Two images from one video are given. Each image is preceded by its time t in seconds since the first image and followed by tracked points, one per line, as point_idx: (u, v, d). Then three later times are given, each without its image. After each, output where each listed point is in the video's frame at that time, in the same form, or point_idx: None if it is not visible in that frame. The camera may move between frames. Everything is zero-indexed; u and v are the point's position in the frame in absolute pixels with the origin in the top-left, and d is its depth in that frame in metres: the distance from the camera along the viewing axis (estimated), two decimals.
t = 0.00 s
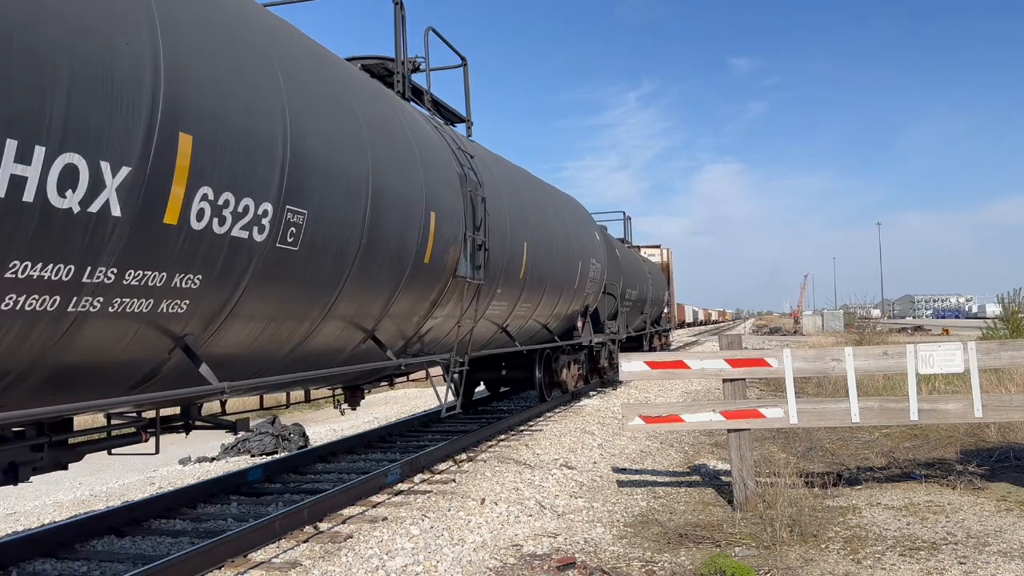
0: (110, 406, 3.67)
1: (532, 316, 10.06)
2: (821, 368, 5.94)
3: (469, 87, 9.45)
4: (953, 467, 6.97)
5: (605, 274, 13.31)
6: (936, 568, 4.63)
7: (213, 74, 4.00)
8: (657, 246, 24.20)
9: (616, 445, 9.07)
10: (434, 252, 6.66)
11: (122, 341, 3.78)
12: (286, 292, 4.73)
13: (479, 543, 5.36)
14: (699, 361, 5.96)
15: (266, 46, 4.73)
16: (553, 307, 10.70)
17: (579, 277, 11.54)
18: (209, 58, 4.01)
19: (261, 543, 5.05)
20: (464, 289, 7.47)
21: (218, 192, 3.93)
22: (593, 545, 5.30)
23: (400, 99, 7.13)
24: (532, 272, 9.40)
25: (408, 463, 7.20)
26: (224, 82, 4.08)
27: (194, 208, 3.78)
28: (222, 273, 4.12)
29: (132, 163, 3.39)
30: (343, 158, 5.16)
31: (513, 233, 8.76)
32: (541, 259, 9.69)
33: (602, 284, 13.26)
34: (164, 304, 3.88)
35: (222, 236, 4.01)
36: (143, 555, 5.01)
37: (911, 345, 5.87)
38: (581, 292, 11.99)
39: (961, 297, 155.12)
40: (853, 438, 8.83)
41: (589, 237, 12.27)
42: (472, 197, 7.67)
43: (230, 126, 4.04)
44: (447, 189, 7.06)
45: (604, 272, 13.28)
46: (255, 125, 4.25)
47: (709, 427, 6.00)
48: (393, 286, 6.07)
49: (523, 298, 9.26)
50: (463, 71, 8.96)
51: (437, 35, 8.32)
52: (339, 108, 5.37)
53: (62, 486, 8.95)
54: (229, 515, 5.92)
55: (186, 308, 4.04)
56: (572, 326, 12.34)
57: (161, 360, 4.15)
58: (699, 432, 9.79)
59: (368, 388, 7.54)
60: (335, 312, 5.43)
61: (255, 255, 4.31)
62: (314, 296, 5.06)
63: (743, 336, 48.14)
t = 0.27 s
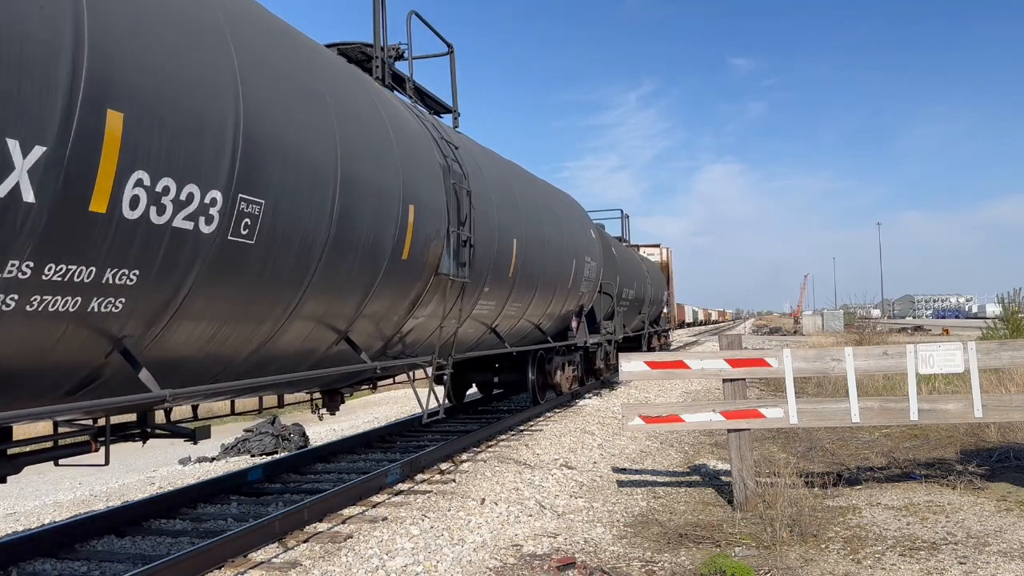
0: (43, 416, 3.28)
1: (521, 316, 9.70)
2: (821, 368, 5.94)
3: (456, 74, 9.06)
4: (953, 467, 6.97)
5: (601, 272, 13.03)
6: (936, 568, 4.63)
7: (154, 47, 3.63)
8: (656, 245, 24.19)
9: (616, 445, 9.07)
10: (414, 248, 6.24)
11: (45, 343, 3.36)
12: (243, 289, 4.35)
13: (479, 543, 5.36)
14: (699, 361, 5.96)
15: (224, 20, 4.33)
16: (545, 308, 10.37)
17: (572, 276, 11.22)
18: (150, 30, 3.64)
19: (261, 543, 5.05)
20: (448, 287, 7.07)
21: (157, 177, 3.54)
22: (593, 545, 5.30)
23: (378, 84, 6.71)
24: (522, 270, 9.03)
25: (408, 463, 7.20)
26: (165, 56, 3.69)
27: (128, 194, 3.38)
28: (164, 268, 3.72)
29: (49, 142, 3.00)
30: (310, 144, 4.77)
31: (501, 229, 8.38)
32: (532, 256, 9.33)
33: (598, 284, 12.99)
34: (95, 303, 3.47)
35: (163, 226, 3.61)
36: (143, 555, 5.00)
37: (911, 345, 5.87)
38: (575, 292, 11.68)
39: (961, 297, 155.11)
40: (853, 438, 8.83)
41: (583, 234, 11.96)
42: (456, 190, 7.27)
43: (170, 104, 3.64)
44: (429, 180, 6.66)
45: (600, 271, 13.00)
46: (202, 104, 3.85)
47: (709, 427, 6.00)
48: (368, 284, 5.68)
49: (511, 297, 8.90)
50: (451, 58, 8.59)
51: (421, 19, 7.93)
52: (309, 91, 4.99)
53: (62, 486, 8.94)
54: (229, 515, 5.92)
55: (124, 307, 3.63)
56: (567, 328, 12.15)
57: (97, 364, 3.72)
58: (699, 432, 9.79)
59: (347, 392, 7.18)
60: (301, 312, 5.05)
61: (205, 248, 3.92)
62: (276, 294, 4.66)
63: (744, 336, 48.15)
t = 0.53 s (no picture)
0: None
1: (511, 316, 9.35)
2: (821, 368, 5.94)
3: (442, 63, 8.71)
4: (953, 467, 6.97)
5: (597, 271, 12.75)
6: (936, 568, 4.63)
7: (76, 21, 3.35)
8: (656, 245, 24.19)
9: (616, 445, 9.07)
10: (389, 242, 5.94)
11: None
12: (188, 285, 4.06)
13: (479, 543, 5.36)
14: (699, 361, 5.96)
15: None
16: (537, 307, 10.02)
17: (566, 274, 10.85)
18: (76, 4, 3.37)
19: (261, 543, 5.05)
20: (428, 285, 6.76)
21: (76, 160, 3.26)
22: (593, 545, 5.30)
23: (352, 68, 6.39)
24: (511, 268, 8.68)
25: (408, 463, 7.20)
26: (92, 29, 3.43)
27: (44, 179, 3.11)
28: (92, 260, 3.43)
29: None
30: (266, 129, 4.49)
31: (487, 224, 8.04)
32: (522, 253, 8.97)
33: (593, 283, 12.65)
34: (11, 300, 3.20)
35: (87, 216, 3.33)
36: (143, 555, 5.00)
37: (911, 345, 5.87)
38: (569, 292, 11.33)
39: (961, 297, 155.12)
40: (853, 438, 8.83)
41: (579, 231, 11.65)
42: (437, 182, 6.94)
43: (97, 82, 3.38)
44: (406, 170, 6.34)
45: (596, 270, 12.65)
46: (134, 81, 3.56)
47: (709, 427, 6.01)
48: (337, 280, 5.38)
49: (499, 296, 8.56)
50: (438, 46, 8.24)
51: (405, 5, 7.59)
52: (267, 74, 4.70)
53: (62, 486, 8.94)
54: (229, 515, 5.92)
55: (45, 303, 3.36)
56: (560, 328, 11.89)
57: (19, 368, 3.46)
58: (699, 432, 9.79)
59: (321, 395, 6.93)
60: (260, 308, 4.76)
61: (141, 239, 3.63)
62: (228, 289, 4.37)
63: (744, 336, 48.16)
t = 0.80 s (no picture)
0: None
1: (500, 315, 8.89)
2: (821, 368, 5.94)
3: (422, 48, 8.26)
4: (953, 467, 6.97)
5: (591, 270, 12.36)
6: (936, 568, 4.63)
7: None
8: (655, 243, 24.19)
9: (616, 445, 9.07)
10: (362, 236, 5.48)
11: None
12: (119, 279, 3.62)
13: (479, 543, 5.36)
14: (699, 361, 5.96)
15: None
16: (528, 306, 9.55)
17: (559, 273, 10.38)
18: None
19: (261, 543, 5.05)
20: (407, 282, 6.28)
21: None
22: (593, 545, 5.30)
23: (322, 50, 5.95)
24: (500, 265, 8.21)
25: (408, 463, 7.20)
26: None
27: None
28: None
29: None
30: (216, 107, 4.07)
31: (474, 218, 7.57)
32: (512, 250, 8.49)
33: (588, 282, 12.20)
34: None
35: None
36: (143, 555, 5.00)
37: (911, 346, 5.87)
38: (563, 291, 10.86)
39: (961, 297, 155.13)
40: (853, 438, 8.83)
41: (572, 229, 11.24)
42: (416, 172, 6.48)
43: None
44: (382, 159, 5.89)
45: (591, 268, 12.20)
46: (47, 45, 3.17)
47: (709, 427, 6.01)
48: (302, 276, 4.92)
49: (487, 296, 8.11)
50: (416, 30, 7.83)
51: None
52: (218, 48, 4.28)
53: (62, 486, 8.94)
54: (229, 515, 5.91)
55: None
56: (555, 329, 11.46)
57: None
58: (699, 432, 9.79)
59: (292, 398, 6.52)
60: (211, 308, 4.31)
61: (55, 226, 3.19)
62: (171, 286, 3.93)
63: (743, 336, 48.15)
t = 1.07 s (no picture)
0: None
1: (487, 316, 8.48)
2: (821, 368, 5.94)
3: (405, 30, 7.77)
4: (953, 467, 6.97)
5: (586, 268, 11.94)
6: (936, 568, 4.63)
7: None
8: (654, 242, 24.18)
9: (616, 445, 9.07)
10: (330, 229, 5.01)
11: None
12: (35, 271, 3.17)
13: (479, 543, 5.36)
14: (699, 361, 5.96)
15: None
16: (518, 306, 9.13)
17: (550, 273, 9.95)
18: None
19: (261, 543, 5.05)
20: (382, 281, 5.81)
21: None
22: (593, 545, 5.30)
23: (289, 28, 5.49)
24: (486, 264, 7.78)
25: (408, 463, 7.20)
26: None
27: None
28: None
29: None
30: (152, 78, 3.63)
31: (457, 212, 7.14)
32: (499, 248, 8.07)
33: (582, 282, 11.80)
34: None
35: None
36: (143, 555, 5.00)
37: (911, 346, 5.87)
38: (555, 290, 10.45)
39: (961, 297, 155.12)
40: (853, 438, 8.83)
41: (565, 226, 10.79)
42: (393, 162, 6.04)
43: None
44: (354, 145, 5.41)
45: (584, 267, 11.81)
46: None
47: (709, 427, 6.01)
48: (259, 271, 4.46)
49: (472, 295, 7.70)
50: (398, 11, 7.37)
51: None
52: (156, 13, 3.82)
53: (62, 486, 8.95)
54: (229, 515, 5.91)
55: None
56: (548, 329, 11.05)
57: None
58: (699, 432, 9.79)
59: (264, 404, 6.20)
60: (150, 307, 3.84)
61: None
62: (99, 281, 3.46)
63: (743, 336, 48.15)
